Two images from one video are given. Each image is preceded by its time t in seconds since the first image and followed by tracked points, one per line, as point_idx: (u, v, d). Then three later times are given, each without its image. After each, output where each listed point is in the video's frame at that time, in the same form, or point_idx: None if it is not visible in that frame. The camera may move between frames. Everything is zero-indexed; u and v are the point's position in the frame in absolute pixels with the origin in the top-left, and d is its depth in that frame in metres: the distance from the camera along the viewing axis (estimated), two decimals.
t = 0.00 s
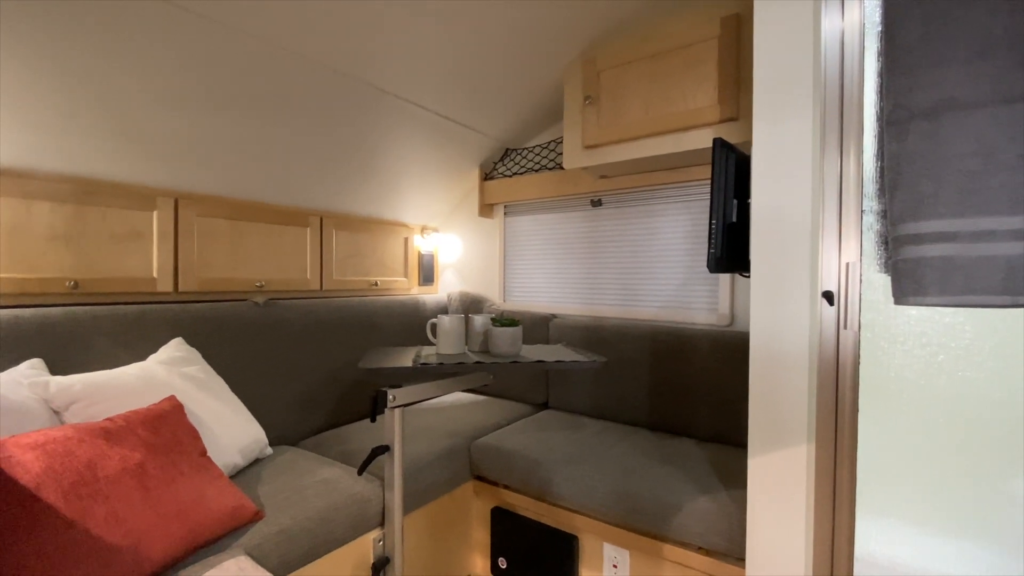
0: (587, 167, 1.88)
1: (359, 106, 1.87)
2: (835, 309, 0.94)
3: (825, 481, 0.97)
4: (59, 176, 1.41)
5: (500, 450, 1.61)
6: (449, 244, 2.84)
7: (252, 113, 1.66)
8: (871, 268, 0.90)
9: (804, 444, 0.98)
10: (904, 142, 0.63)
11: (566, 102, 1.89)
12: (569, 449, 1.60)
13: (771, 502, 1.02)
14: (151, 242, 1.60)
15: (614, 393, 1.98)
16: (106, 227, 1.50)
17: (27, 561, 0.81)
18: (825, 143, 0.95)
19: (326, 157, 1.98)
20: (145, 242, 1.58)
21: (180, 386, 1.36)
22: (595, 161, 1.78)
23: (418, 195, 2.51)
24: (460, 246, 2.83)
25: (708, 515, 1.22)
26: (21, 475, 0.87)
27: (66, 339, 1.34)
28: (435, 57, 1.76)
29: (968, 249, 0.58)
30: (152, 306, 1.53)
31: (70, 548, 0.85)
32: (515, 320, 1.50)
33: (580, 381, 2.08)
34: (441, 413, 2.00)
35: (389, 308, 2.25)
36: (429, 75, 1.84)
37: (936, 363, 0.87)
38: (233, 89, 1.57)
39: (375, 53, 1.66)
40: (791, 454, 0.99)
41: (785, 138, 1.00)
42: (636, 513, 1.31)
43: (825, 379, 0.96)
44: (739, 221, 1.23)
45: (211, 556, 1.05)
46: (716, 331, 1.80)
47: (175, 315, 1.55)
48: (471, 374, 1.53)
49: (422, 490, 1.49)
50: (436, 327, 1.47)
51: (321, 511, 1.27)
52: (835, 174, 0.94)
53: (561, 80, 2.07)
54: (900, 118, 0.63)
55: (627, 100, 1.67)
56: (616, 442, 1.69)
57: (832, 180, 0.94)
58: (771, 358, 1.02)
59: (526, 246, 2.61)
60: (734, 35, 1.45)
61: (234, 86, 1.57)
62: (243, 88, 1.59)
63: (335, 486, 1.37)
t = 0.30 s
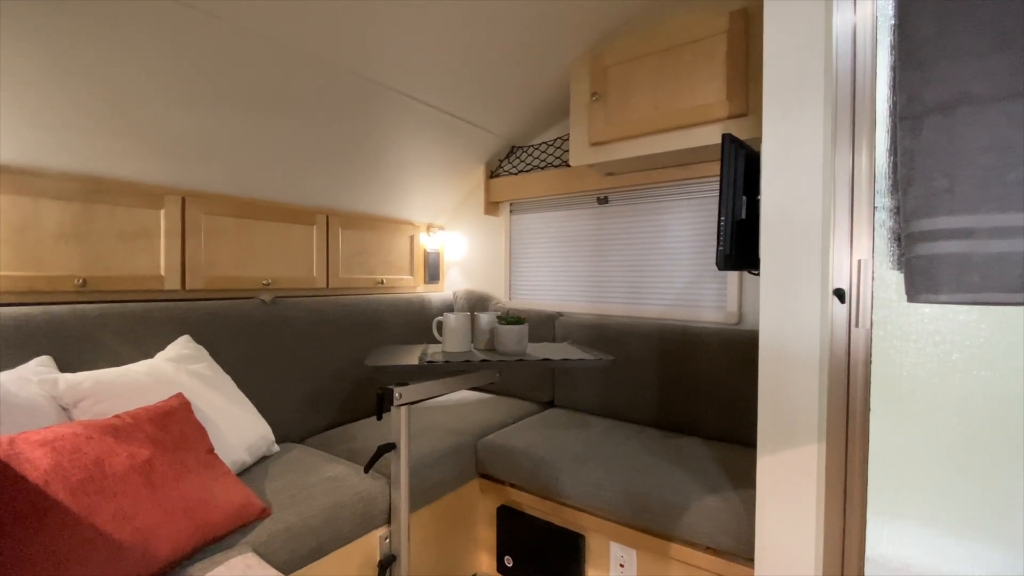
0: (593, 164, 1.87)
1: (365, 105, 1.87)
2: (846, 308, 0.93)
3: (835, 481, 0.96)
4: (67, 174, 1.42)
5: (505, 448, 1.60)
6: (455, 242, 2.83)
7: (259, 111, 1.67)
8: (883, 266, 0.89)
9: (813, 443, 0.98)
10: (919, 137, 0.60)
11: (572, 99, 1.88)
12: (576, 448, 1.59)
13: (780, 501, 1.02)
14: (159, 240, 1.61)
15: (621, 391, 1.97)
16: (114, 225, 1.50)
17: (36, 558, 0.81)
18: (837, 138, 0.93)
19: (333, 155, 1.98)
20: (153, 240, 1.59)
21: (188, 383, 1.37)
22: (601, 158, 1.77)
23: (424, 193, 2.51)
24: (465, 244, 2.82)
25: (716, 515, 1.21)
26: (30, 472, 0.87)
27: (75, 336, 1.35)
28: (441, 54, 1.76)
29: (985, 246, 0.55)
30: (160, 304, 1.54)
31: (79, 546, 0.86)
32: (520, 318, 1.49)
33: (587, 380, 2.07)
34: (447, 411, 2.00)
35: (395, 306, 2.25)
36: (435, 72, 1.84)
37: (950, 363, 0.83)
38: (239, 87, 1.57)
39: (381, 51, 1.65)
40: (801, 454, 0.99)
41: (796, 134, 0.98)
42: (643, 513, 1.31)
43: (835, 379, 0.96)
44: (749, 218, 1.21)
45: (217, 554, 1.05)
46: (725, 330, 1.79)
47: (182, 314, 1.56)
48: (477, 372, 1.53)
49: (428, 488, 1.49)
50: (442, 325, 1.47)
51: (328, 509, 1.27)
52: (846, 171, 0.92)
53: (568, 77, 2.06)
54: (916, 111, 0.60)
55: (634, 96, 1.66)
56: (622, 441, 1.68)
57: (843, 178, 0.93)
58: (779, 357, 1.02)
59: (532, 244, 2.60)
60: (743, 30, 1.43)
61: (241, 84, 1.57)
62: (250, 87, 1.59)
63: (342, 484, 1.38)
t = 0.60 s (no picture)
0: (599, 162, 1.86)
1: (371, 103, 1.87)
2: (856, 305, 0.92)
3: (845, 482, 0.95)
4: (75, 174, 1.43)
5: (511, 447, 1.60)
6: (460, 240, 2.83)
7: (264, 109, 1.67)
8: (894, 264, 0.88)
9: (824, 442, 0.96)
10: (932, 133, 0.59)
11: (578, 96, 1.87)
12: (582, 446, 1.59)
13: (788, 503, 1.01)
14: (166, 239, 1.61)
15: (628, 390, 1.96)
16: (122, 224, 1.51)
17: (44, 555, 0.82)
18: (848, 135, 0.92)
19: (338, 154, 1.98)
20: (160, 239, 1.60)
21: (195, 381, 1.37)
22: (607, 155, 1.76)
23: (429, 192, 2.51)
24: (470, 242, 2.82)
25: (723, 515, 1.20)
26: (39, 470, 0.88)
27: (83, 335, 1.35)
28: (447, 52, 1.75)
29: (1000, 244, 0.54)
30: (167, 302, 1.55)
31: (88, 542, 0.86)
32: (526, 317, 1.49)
33: (593, 378, 2.06)
34: (453, 410, 2.00)
35: (400, 304, 2.25)
36: (441, 70, 1.83)
37: (962, 360, 0.82)
38: (245, 86, 1.57)
39: (387, 48, 1.65)
40: (811, 454, 0.97)
41: (806, 130, 0.97)
42: (649, 512, 1.30)
43: (846, 377, 0.95)
44: (757, 216, 1.20)
45: (224, 551, 1.06)
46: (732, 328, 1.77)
47: (189, 312, 1.56)
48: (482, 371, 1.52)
49: (434, 486, 1.49)
50: (447, 323, 1.46)
51: (333, 507, 1.27)
52: (857, 167, 0.91)
53: (574, 74, 2.04)
54: (928, 106, 0.59)
55: (640, 93, 1.65)
56: (629, 440, 1.67)
57: (854, 174, 0.92)
58: (789, 356, 1.00)
59: (538, 242, 2.59)
60: (752, 25, 1.41)
61: (247, 84, 1.57)
62: (256, 85, 1.59)
63: (348, 482, 1.38)
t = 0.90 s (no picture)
0: (604, 159, 1.85)
1: (376, 100, 1.87)
2: (866, 302, 0.90)
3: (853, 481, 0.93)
4: (82, 173, 1.43)
5: (516, 445, 1.60)
6: (465, 238, 2.83)
7: (270, 107, 1.67)
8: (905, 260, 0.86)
9: (832, 442, 0.95)
10: (945, 128, 0.58)
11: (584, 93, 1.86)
12: (588, 445, 1.58)
13: (796, 503, 1.00)
14: (172, 237, 1.62)
15: (633, 388, 1.95)
16: (129, 222, 1.52)
17: (52, 550, 0.82)
18: (857, 131, 0.90)
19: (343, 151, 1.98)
20: (167, 237, 1.61)
21: (201, 378, 1.38)
22: (612, 152, 1.76)
23: (434, 190, 2.51)
24: (476, 240, 2.82)
25: (730, 514, 1.19)
26: (46, 466, 0.88)
27: (90, 332, 1.36)
28: (452, 49, 1.74)
29: (1015, 240, 0.53)
30: (174, 300, 1.55)
31: (95, 538, 0.87)
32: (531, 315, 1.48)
33: (598, 377, 2.05)
34: (458, 408, 2.00)
35: (406, 302, 2.25)
36: (446, 67, 1.82)
37: (975, 361, 0.81)
38: (251, 84, 1.57)
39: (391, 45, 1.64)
40: (819, 454, 0.96)
41: (814, 126, 0.96)
42: (655, 511, 1.29)
43: (855, 377, 0.92)
44: (765, 212, 1.19)
45: (230, 548, 1.06)
46: (739, 327, 1.76)
47: (196, 310, 1.57)
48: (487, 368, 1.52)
49: (439, 484, 1.49)
50: (452, 321, 1.46)
51: (339, 504, 1.27)
52: (866, 163, 0.89)
53: (580, 71, 2.03)
54: (939, 101, 0.58)
55: (646, 89, 1.64)
56: (635, 438, 1.66)
57: (862, 170, 0.90)
58: (797, 355, 0.99)
59: (543, 240, 2.58)
60: (759, 20, 1.40)
61: (253, 81, 1.57)
62: (261, 83, 1.59)
63: (353, 479, 1.38)
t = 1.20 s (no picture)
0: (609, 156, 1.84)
1: (381, 98, 1.86)
2: (875, 300, 0.89)
3: (862, 482, 0.92)
4: (87, 171, 1.44)
5: (521, 443, 1.59)
6: (470, 236, 2.82)
7: (274, 105, 1.67)
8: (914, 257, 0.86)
9: (840, 441, 0.93)
10: (956, 122, 0.56)
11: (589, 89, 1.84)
12: (592, 443, 1.57)
13: (803, 502, 0.99)
14: (178, 235, 1.62)
15: (639, 387, 1.94)
16: (135, 220, 1.52)
17: (56, 546, 0.83)
18: (867, 129, 0.89)
19: (348, 149, 1.98)
20: (173, 235, 1.61)
21: (206, 375, 1.38)
22: (617, 149, 1.74)
23: (439, 187, 2.50)
24: (480, 238, 2.81)
25: (736, 513, 1.18)
26: (51, 462, 0.89)
27: (96, 329, 1.37)
28: (456, 45, 1.74)
29: None
30: (180, 298, 1.56)
31: (99, 534, 0.87)
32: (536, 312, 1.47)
33: (604, 375, 2.04)
34: (463, 405, 1.99)
35: (410, 300, 2.25)
36: (451, 64, 1.82)
37: (988, 360, 0.80)
38: (255, 81, 1.57)
39: (396, 42, 1.64)
40: (826, 453, 0.95)
41: (824, 121, 0.94)
42: (661, 510, 1.28)
43: (864, 374, 0.92)
44: (773, 208, 1.18)
45: (235, 544, 1.06)
46: (746, 325, 1.74)
47: (201, 307, 1.57)
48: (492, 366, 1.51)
49: (443, 482, 1.48)
50: (457, 318, 1.46)
51: (343, 502, 1.27)
52: (876, 160, 0.89)
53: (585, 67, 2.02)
54: (951, 95, 0.57)
55: (651, 85, 1.62)
56: (640, 437, 1.65)
57: (873, 167, 0.89)
58: (804, 352, 0.97)
59: (548, 238, 2.57)
60: (767, 14, 1.38)
61: (257, 79, 1.57)
62: (266, 81, 1.59)
63: (358, 476, 1.38)
